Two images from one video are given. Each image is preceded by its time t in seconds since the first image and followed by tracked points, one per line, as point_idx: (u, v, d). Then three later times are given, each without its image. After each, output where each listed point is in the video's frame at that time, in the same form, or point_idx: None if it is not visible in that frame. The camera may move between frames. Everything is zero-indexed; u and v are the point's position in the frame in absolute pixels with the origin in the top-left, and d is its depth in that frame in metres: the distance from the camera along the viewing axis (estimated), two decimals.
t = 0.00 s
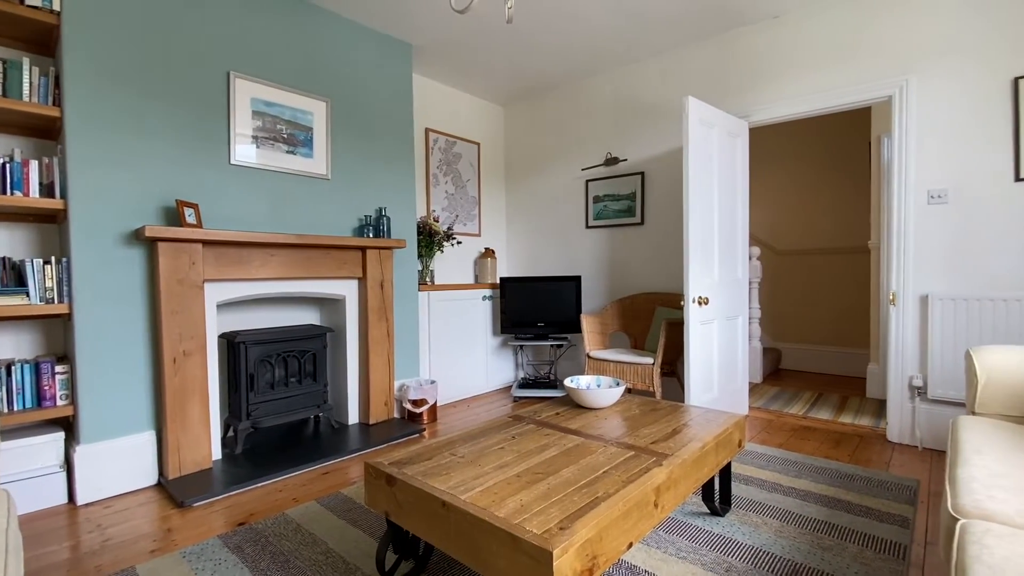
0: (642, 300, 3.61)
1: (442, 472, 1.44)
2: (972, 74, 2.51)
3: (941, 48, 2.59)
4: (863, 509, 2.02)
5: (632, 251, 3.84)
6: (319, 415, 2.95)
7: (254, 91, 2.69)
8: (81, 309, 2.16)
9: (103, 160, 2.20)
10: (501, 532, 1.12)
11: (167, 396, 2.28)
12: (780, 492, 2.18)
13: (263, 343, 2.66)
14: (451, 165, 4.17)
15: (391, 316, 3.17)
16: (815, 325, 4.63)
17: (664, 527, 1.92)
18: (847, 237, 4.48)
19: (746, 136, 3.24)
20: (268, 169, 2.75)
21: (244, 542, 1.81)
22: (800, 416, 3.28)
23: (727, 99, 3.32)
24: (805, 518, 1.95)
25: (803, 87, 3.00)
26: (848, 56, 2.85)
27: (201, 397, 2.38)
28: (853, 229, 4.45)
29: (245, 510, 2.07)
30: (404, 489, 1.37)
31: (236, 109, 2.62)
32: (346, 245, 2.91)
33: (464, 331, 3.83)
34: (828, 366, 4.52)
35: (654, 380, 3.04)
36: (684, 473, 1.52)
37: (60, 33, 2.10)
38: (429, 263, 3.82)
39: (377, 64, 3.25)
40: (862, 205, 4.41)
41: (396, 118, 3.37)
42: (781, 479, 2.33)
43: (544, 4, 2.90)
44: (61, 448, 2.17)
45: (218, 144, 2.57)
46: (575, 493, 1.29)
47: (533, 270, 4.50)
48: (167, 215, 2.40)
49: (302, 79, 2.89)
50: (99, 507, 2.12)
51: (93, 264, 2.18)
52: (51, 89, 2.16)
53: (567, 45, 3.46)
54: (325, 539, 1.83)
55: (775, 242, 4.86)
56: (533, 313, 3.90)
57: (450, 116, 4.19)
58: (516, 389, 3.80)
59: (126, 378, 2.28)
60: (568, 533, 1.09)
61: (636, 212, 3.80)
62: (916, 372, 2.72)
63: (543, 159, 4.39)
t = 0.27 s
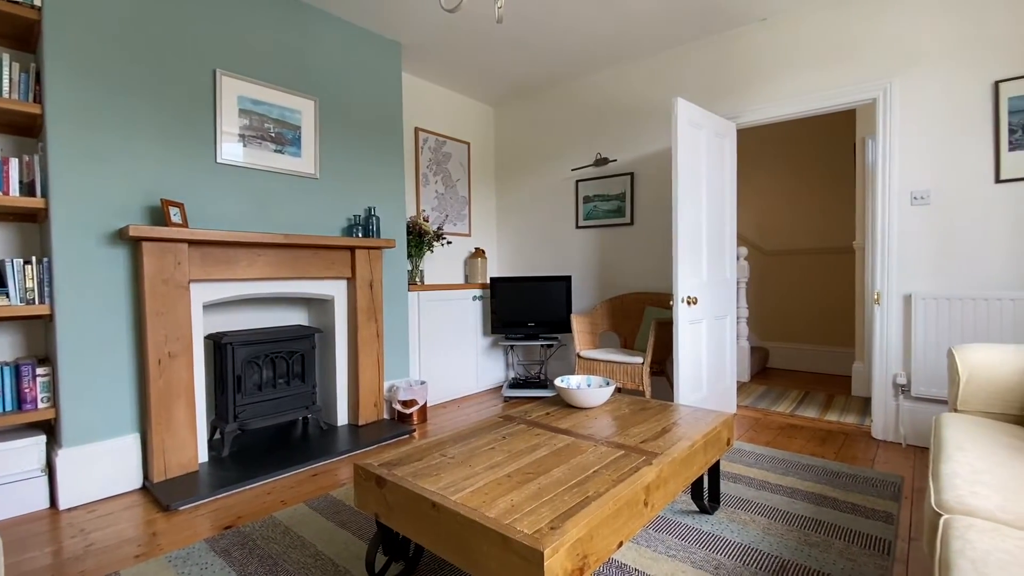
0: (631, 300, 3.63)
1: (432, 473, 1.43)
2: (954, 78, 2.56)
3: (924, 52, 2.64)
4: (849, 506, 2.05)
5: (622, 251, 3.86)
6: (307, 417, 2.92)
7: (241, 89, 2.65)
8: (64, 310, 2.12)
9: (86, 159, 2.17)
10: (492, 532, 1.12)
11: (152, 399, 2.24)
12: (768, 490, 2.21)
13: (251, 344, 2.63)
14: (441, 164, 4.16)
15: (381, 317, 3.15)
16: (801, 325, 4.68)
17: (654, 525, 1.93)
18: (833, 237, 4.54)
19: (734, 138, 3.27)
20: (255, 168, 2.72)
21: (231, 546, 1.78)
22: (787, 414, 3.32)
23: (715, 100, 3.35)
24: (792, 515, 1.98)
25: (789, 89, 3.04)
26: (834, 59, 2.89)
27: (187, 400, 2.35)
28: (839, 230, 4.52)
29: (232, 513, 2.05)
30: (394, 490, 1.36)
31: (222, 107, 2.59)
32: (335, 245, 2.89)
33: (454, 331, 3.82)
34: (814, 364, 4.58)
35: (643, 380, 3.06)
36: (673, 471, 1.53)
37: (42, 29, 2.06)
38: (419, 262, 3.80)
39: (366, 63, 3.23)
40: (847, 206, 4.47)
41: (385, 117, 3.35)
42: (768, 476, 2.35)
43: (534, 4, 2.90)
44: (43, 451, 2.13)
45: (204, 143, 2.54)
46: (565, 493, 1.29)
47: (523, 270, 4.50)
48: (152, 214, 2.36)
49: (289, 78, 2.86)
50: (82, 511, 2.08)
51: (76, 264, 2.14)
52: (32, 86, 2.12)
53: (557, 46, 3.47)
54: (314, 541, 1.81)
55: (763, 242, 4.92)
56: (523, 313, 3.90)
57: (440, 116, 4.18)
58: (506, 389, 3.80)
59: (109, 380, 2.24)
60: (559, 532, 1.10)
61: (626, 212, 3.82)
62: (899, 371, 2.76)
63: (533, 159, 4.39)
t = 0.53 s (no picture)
0: (621, 300, 3.64)
1: (422, 474, 1.43)
2: (936, 81, 2.61)
3: (908, 55, 2.68)
4: (835, 502, 2.07)
5: (612, 251, 3.88)
6: (296, 418, 2.89)
7: (227, 87, 2.62)
8: (45, 310, 2.07)
9: (68, 157, 2.13)
10: (482, 533, 1.12)
11: (137, 401, 2.21)
12: (756, 487, 2.23)
13: (238, 345, 2.60)
14: (431, 164, 4.14)
15: (370, 317, 3.13)
16: (788, 324, 4.74)
17: (644, 524, 1.94)
18: (819, 237, 4.60)
19: (722, 139, 3.29)
20: (242, 166, 2.68)
21: (218, 550, 1.76)
22: (774, 412, 3.35)
23: (704, 102, 3.37)
24: (780, 513, 2.00)
25: (776, 91, 3.07)
26: (820, 62, 2.93)
27: (173, 402, 2.31)
28: (824, 230, 4.58)
29: (219, 516, 2.02)
30: (384, 492, 1.36)
31: (208, 105, 2.55)
32: (324, 244, 2.86)
33: (445, 331, 3.81)
34: (801, 363, 4.64)
35: (633, 379, 3.07)
36: (663, 470, 1.54)
37: (22, 24, 2.02)
38: (409, 262, 3.79)
39: (355, 62, 3.21)
40: (833, 207, 4.53)
41: (374, 116, 3.33)
42: (756, 474, 2.37)
43: (524, 4, 2.90)
44: (24, 456, 2.08)
45: (190, 141, 2.50)
46: (556, 492, 1.29)
47: (513, 270, 4.50)
48: (136, 213, 2.33)
49: (277, 76, 2.83)
50: (64, 516, 2.04)
51: (58, 264, 2.10)
52: (12, 82, 2.07)
53: (547, 46, 3.47)
54: (303, 544, 1.80)
55: (750, 243, 4.97)
56: (513, 313, 3.90)
57: (430, 116, 4.16)
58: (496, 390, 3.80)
59: (93, 383, 2.20)
60: (550, 532, 1.10)
61: (615, 213, 3.84)
62: (884, 369, 2.81)
63: (523, 160, 4.39)
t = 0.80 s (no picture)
0: (611, 300, 3.65)
1: (413, 475, 1.42)
2: (920, 84, 2.65)
3: (892, 59, 2.72)
4: (822, 499, 2.10)
5: (602, 251, 3.89)
6: (284, 420, 2.86)
7: (214, 84, 2.58)
8: (26, 311, 2.03)
9: (50, 155, 2.09)
10: (473, 533, 1.11)
11: (121, 403, 2.17)
12: (745, 485, 2.25)
13: (225, 346, 2.56)
14: (421, 163, 4.13)
15: (359, 317, 3.11)
16: (776, 323, 4.79)
17: (634, 523, 1.95)
18: (806, 238, 4.66)
19: (710, 140, 3.32)
20: (229, 165, 2.65)
21: (205, 554, 1.74)
22: (762, 411, 3.39)
23: (693, 103, 3.40)
24: (768, 510, 2.02)
25: (764, 93, 3.10)
26: (806, 64, 2.96)
27: (158, 404, 2.28)
28: (811, 231, 4.63)
29: (206, 520, 1.99)
30: (374, 494, 1.35)
31: (194, 103, 2.52)
32: (312, 244, 2.84)
33: (435, 331, 3.79)
34: (788, 362, 4.69)
35: (623, 378, 3.09)
36: (653, 469, 1.54)
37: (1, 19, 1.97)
38: (399, 262, 3.77)
39: (344, 60, 3.18)
40: (819, 208, 4.59)
41: (363, 115, 3.31)
42: (744, 472, 2.40)
43: (514, 4, 2.90)
44: (5, 459, 2.04)
45: (175, 139, 2.47)
46: (547, 492, 1.29)
47: (504, 270, 4.50)
48: (120, 212, 2.29)
49: (265, 74, 2.80)
50: (46, 521, 2.00)
51: (40, 264, 2.06)
52: None
53: (537, 46, 3.47)
54: (292, 546, 1.78)
55: (739, 243, 5.01)
56: (504, 313, 3.90)
57: (419, 115, 4.15)
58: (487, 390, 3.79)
59: (75, 385, 2.16)
60: (541, 532, 1.10)
61: (605, 213, 3.85)
62: (869, 367, 2.85)
63: (514, 160, 4.39)
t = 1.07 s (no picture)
0: (601, 300, 3.67)
1: (403, 476, 1.41)
2: (903, 87, 2.70)
3: (876, 61, 2.76)
4: (809, 496, 2.13)
5: (592, 251, 3.90)
6: (272, 421, 2.83)
7: (199, 82, 2.55)
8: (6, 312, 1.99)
9: (30, 153, 2.04)
10: (464, 534, 1.11)
11: (104, 406, 2.13)
12: (733, 483, 2.27)
13: (211, 347, 2.53)
14: (411, 163, 4.11)
15: (349, 318, 3.09)
16: (763, 323, 4.84)
17: (625, 522, 1.96)
18: (792, 238, 4.71)
19: (699, 141, 3.35)
20: (216, 164, 2.62)
21: (192, 558, 1.71)
22: (750, 409, 3.42)
23: (682, 104, 3.42)
24: (757, 507, 2.04)
25: (752, 95, 3.14)
26: (793, 67, 3.00)
27: (143, 406, 2.24)
28: (798, 231, 4.69)
29: (192, 523, 1.96)
30: (364, 495, 1.34)
31: (180, 101, 2.48)
32: (301, 244, 2.81)
33: (425, 332, 3.78)
34: (776, 361, 4.74)
35: (613, 378, 3.10)
36: (643, 468, 1.55)
37: None
38: (388, 262, 3.75)
39: (333, 59, 3.16)
40: (806, 209, 4.65)
41: (352, 114, 3.29)
42: (733, 470, 2.42)
43: (504, 4, 2.90)
44: None
45: (160, 137, 2.43)
46: (537, 492, 1.30)
47: (494, 270, 4.49)
48: (104, 212, 2.25)
49: (252, 72, 2.77)
50: (28, 526, 1.96)
51: (20, 265, 2.02)
52: None
53: (527, 46, 3.47)
54: (280, 550, 1.76)
55: (727, 243, 5.06)
56: (494, 313, 3.89)
57: (409, 114, 4.13)
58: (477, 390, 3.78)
59: (57, 387, 2.12)
60: (532, 532, 1.10)
61: (595, 213, 3.86)
62: (854, 366, 2.89)
63: (504, 159, 4.39)
